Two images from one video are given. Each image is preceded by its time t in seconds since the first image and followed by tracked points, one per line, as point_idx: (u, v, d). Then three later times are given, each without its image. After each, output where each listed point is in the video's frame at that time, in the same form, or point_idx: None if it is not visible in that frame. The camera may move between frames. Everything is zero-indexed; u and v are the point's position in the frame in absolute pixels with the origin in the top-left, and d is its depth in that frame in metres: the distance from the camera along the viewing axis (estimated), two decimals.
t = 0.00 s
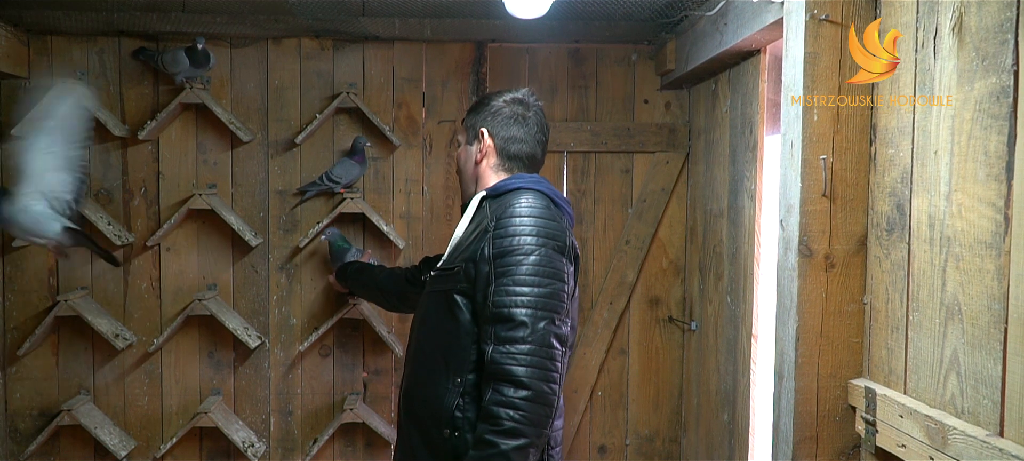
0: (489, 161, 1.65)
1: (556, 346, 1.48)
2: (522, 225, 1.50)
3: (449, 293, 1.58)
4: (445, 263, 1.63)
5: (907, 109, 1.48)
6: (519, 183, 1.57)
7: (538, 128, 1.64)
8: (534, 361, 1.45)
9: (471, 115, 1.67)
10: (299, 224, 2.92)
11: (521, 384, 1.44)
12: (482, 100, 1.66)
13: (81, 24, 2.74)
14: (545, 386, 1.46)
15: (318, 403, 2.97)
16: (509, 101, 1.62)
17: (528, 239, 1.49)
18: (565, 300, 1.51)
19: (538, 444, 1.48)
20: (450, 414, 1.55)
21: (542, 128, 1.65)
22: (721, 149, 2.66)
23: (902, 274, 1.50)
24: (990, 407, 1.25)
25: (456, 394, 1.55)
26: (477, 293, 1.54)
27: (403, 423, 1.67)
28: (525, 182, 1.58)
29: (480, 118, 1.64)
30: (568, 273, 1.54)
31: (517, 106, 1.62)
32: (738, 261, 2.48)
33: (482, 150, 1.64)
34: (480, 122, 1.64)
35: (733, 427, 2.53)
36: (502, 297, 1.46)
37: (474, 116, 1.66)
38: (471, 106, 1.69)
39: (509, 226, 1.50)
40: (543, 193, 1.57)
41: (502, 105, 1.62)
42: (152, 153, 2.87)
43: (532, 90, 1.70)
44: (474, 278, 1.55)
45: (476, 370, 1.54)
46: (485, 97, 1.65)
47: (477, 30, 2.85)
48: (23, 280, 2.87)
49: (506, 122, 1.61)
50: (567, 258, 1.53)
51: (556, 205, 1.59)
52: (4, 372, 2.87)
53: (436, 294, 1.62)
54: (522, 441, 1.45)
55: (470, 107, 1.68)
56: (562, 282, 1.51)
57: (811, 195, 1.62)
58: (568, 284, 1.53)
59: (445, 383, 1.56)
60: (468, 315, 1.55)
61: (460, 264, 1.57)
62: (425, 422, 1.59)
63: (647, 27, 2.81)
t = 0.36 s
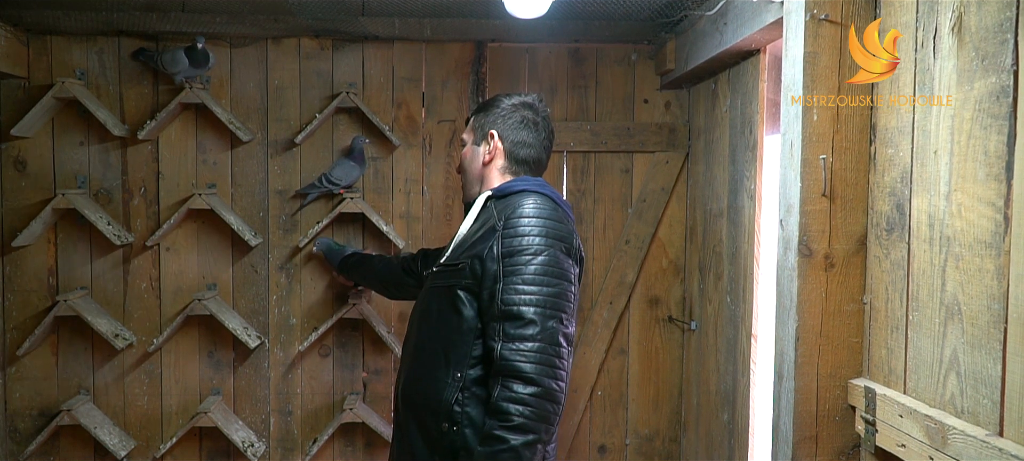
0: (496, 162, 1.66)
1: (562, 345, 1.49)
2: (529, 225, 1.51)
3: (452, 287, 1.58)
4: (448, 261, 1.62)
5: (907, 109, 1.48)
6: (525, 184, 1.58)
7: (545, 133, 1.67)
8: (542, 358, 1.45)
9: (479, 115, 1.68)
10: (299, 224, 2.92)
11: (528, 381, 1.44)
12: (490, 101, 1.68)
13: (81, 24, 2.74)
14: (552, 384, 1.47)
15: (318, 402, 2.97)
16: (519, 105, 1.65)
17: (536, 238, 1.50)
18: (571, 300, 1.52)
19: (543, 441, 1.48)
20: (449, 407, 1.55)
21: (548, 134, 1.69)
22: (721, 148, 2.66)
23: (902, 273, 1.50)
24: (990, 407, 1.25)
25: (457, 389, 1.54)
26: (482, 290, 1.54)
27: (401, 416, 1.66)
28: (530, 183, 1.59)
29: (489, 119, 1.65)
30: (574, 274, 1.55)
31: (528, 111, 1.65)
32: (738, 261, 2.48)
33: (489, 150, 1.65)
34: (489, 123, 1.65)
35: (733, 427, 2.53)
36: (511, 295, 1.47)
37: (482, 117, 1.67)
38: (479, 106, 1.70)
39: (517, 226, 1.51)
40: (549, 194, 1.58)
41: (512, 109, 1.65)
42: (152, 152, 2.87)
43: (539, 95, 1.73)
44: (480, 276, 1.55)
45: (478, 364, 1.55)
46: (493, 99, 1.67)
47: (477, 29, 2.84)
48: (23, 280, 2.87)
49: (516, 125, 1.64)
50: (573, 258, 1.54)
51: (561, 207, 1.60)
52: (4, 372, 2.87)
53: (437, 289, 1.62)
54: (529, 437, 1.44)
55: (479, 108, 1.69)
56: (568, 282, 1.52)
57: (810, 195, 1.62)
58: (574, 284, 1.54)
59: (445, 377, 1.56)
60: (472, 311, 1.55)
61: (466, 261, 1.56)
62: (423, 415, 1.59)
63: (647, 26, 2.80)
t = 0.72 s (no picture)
0: (494, 160, 1.66)
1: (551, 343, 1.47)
2: (517, 224, 1.50)
3: (449, 295, 1.59)
4: (444, 266, 1.64)
5: (907, 109, 1.48)
6: (514, 184, 1.58)
7: (543, 133, 1.69)
8: (528, 356, 1.44)
9: (478, 111, 1.66)
10: (299, 224, 2.92)
11: (512, 378, 1.43)
12: (489, 97, 1.67)
13: (81, 24, 2.74)
14: (540, 382, 1.45)
15: (318, 402, 2.97)
16: (519, 104, 1.65)
17: (523, 237, 1.49)
18: (560, 298, 1.50)
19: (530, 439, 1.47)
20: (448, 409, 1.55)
21: (545, 133, 1.70)
22: (722, 148, 2.66)
23: (902, 274, 1.50)
24: (990, 408, 1.25)
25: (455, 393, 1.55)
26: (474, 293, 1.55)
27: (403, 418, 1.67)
28: (520, 183, 1.59)
29: (489, 117, 1.65)
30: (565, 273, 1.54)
31: (528, 110, 1.66)
32: (738, 261, 2.48)
33: (489, 148, 1.65)
34: (488, 121, 1.65)
35: (733, 427, 2.53)
36: (498, 294, 1.47)
37: (480, 113, 1.66)
38: (477, 102, 1.68)
39: (504, 226, 1.50)
40: (540, 193, 1.58)
41: (513, 108, 1.65)
42: (152, 152, 2.87)
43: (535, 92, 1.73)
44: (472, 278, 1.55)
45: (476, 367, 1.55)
46: (492, 95, 1.66)
47: (478, 29, 2.84)
48: (23, 280, 2.87)
49: (517, 125, 1.64)
50: (563, 257, 1.53)
51: (552, 207, 1.59)
52: (4, 372, 2.87)
53: (436, 296, 1.63)
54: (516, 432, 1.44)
55: (476, 103, 1.68)
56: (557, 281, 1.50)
57: (811, 195, 1.61)
58: (564, 283, 1.53)
59: (444, 381, 1.57)
60: (467, 314, 1.56)
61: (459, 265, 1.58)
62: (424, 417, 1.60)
63: (647, 26, 2.80)
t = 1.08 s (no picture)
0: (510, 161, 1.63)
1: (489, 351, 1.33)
2: (499, 222, 1.43)
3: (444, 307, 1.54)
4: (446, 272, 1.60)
5: (907, 109, 1.48)
6: (516, 191, 1.53)
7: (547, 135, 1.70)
8: (453, 353, 1.32)
9: (495, 108, 1.60)
10: (299, 223, 2.92)
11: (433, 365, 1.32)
12: (507, 94, 1.61)
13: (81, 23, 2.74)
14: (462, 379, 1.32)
15: (318, 402, 2.97)
16: (537, 105, 1.65)
17: (497, 237, 1.40)
18: (517, 309, 1.36)
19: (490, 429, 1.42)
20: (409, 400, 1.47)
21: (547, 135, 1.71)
22: (722, 148, 2.66)
23: (902, 274, 1.50)
24: (990, 408, 1.25)
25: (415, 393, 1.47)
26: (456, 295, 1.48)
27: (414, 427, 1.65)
28: (523, 190, 1.53)
29: (508, 116, 1.60)
30: (533, 287, 1.41)
31: (542, 113, 1.66)
32: (739, 261, 2.48)
33: (507, 149, 1.61)
34: (508, 120, 1.61)
35: (733, 427, 2.53)
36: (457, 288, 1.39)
37: (498, 110, 1.61)
38: (491, 97, 1.62)
39: (485, 225, 1.44)
40: (540, 202, 1.51)
41: (531, 110, 1.63)
42: (152, 152, 2.87)
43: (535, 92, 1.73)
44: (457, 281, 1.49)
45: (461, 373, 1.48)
46: (508, 93, 1.61)
47: (478, 29, 2.84)
48: (23, 280, 2.87)
49: (533, 128, 1.64)
50: (532, 266, 1.40)
51: (546, 219, 1.49)
52: (4, 372, 2.87)
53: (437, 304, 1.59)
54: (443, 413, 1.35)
55: (492, 99, 1.61)
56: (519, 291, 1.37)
57: (811, 195, 1.61)
58: (529, 297, 1.39)
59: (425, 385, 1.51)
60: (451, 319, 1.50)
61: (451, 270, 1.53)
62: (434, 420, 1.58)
63: (648, 26, 2.80)
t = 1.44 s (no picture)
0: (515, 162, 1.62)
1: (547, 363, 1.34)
2: (525, 232, 1.42)
3: (470, 321, 1.50)
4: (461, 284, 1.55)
5: (907, 109, 1.48)
6: (527, 194, 1.52)
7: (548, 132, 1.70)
8: (514, 371, 1.31)
9: (497, 110, 1.59)
10: (299, 223, 2.92)
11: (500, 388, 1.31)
12: (508, 95, 1.60)
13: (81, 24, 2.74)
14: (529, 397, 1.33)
15: (318, 402, 2.97)
16: (538, 104, 1.64)
17: (530, 248, 1.40)
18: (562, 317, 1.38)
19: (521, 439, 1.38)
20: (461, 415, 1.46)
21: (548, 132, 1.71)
22: (722, 148, 2.65)
23: (902, 274, 1.50)
24: (990, 407, 1.25)
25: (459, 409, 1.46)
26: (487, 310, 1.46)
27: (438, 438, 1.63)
28: (532, 192, 1.52)
29: (511, 117, 1.59)
30: (570, 291, 1.42)
31: (544, 112, 1.65)
32: (738, 261, 2.48)
33: (512, 150, 1.61)
34: (511, 122, 1.60)
35: (733, 427, 2.53)
36: (500, 307, 1.37)
37: (501, 111, 1.59)
38: (493, 98, 1.60)
39: (514, 237, 1.42)
40: (553, 205, 1.51)
41: (534, 109, 1.63)
42: (152, 152, 2.87)
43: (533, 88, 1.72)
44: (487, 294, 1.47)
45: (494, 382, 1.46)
46: (510, 94, 1.60)
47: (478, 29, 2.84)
48: (23, 280, 2.87)
49: (536, 128, 1.63)
50: (566, 272, 1.40)
51: (564, 220, 1.49)
52: (4, 372, 2.87)
53: (456, 315, 1.53)
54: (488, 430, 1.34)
55: (494, 100, 1.60)
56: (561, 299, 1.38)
57: (811, 195, 1.61)
58: (569, 303, 1.40)
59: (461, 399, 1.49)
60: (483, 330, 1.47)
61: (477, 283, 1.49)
62: (459, 431, 1.55)
63: (648, 26, 2.80)
